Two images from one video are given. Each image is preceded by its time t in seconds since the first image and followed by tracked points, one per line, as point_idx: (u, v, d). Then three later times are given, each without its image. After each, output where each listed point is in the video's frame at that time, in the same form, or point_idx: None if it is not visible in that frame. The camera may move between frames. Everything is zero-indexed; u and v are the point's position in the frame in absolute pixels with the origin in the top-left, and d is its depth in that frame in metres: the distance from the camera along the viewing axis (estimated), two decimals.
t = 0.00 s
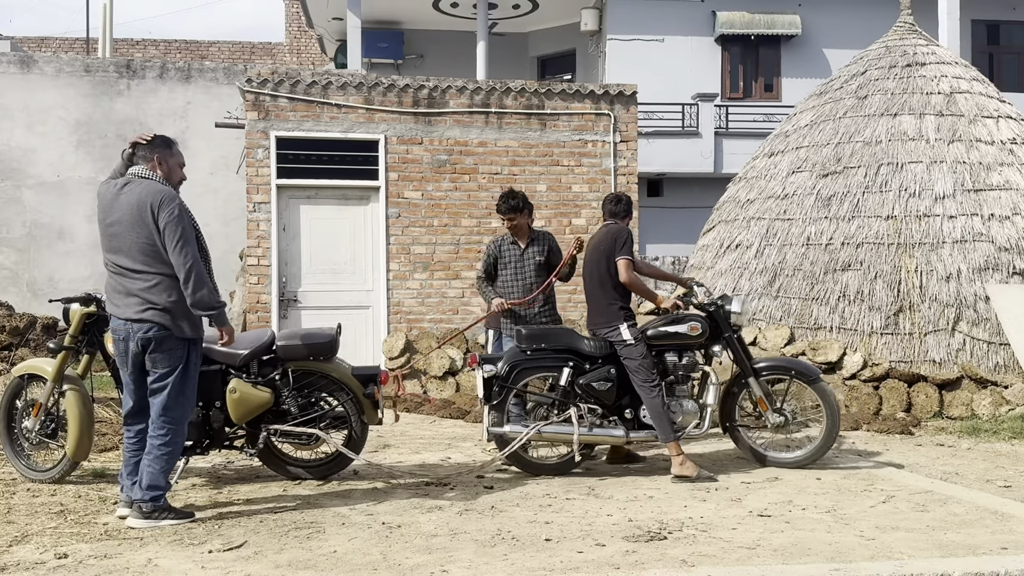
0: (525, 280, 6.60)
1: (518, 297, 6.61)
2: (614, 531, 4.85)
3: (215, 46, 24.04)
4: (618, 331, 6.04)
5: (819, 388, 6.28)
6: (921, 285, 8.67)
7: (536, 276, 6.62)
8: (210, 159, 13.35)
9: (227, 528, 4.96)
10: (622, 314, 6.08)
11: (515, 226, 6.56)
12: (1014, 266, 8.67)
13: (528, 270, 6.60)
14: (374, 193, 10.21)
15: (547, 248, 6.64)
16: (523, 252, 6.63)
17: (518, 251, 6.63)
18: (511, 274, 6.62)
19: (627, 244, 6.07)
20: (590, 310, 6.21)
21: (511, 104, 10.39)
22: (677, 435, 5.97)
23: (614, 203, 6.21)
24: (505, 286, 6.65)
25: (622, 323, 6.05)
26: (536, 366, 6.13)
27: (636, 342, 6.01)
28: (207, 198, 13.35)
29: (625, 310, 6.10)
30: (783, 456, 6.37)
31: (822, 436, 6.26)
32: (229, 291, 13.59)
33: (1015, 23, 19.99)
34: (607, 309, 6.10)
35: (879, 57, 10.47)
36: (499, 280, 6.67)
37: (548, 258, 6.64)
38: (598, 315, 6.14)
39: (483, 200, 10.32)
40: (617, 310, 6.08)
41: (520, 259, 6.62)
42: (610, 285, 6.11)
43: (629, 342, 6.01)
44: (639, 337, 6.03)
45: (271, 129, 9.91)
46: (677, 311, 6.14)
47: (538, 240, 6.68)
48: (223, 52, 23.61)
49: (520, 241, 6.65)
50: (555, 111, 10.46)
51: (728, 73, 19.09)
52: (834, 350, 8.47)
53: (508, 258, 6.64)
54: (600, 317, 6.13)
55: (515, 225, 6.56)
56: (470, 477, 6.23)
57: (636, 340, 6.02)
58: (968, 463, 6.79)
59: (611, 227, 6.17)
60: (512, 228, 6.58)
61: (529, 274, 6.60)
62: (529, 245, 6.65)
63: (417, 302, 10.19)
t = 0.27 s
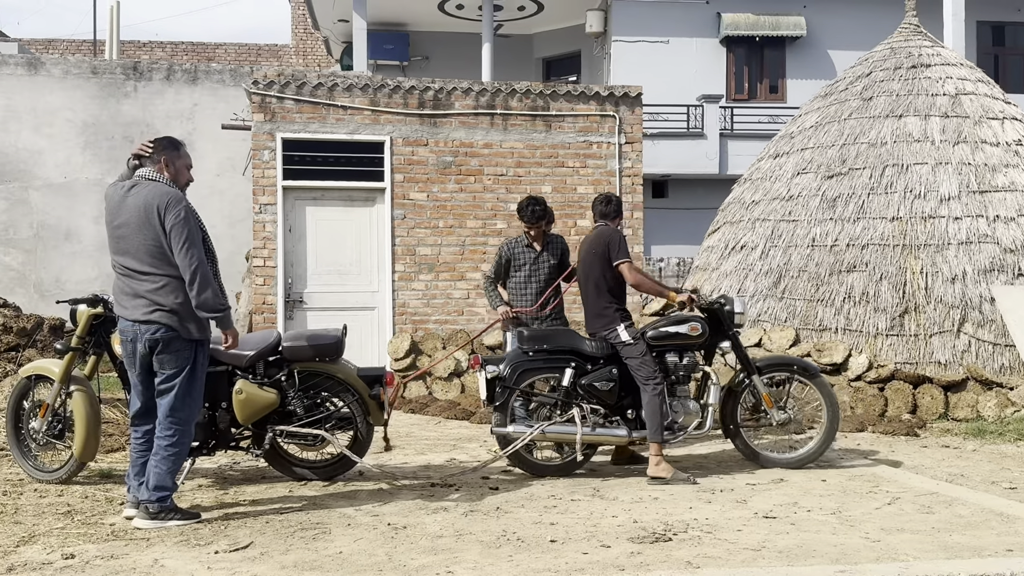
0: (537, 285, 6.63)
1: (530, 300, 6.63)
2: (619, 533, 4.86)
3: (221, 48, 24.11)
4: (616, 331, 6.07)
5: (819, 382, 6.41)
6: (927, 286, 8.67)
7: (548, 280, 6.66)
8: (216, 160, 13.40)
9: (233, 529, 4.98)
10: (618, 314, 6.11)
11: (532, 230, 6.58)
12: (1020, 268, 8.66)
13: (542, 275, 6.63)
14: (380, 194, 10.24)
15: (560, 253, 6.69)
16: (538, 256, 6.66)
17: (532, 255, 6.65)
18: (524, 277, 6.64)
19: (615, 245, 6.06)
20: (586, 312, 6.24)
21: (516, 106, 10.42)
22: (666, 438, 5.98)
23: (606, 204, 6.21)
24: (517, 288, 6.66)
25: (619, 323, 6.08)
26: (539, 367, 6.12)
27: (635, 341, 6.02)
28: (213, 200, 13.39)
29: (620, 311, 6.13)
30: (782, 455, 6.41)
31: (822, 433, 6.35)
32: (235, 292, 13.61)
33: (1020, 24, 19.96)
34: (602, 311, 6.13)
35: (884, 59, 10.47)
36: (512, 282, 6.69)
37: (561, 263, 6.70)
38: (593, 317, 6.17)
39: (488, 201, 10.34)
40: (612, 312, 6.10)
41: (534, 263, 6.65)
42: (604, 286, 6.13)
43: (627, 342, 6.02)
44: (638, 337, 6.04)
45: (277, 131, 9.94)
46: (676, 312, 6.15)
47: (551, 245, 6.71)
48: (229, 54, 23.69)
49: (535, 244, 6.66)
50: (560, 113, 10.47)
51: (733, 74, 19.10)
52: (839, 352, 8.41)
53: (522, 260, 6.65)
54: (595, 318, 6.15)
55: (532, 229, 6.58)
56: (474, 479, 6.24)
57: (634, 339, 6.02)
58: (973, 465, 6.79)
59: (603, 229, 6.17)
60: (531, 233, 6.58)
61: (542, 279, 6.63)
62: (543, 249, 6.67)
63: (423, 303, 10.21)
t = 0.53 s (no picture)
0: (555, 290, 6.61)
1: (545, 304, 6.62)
2: (622, 535, 4.87)
3: (226, 51, 24.17)
4: (622, 333, 6.07)
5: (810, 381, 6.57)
6: (930, 288, 8.67)
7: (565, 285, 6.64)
8: (221, 162, 13.43)
9: (238, 529, 5.00)
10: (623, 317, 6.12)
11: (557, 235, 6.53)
12: None
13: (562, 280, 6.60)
14: (384, 196, 10.26)
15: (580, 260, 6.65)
16: (558, 260, 6.60)
17: (554, 260, 6.58)
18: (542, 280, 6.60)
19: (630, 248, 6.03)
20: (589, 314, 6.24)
21: (520, 108, 10.43)
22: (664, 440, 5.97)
23: (603, 206, 6.23)
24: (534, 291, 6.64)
25: (624, 326, 6.08)
26: (545, 368, 6.08)
27: (640, 343, 6.02)
28: (217, 201, 13.42)
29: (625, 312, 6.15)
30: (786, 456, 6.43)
31: (816, 431, 6.50)
32: (240, 293, 13.64)
33: None
34: (605, 312, 6.14)
35: (888, 61, 10.47)
36: (529, 284, 6.65)
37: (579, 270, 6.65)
38: (598, 319, 6.17)
39: (492, 203, 10.36)
40: (617, 315, 6.12)
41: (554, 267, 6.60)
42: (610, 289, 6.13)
43: (633, 344, 6.02)
44: (643, 339, 6.05)
45: (281, 133, 9.98)
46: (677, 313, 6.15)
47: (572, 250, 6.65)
48: (234, 56, 23.76)
49: (557, 249, 6.62)
50: (563, 115, 10.48)
51: (737, 76, 19.10)
52: (842, 354, 8.49)
53: (542, 264, 6.60)
54: (599, 321, 6.16)
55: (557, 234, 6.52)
56: (478, 480, 6.25)
57: (639, 341, 6.03)
58: (977, 466, 6.79)
59: (602, 230, 6.17)
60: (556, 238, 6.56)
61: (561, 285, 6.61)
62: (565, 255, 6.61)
63: (426, 305, 10.23)
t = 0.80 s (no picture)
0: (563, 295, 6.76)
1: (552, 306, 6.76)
2: (625, 537, 4.86)
3: (229, 52, 24.22)
4: (621, 335, 6.05)
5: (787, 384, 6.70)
6: (933, 290, 8.66)
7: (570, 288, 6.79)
8: (224, 163, 13.44)
9: (240, 531, 4.99)
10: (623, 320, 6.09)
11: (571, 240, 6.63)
12: None
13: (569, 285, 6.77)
14: (386, 197, 10.26)
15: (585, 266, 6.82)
16: (567, 263, 6.75)
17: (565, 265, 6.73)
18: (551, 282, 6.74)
19: (637, 250, 6.00)
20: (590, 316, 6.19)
21: (522, 109, 10.43)
22: (665, 443, 5.95)
23: (605, 210, 6.25)
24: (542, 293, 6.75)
25: (625, 327, 6.05)
26: (544, 370, 6.07)
27: (638, 346, 5.99)
28: (220, 203, 13.44)
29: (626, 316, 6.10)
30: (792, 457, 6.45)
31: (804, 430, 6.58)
32: (242, 295, 13.64)
33: None
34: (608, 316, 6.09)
35: (891, 62, 10.47)
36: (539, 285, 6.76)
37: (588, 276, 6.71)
38: (600, 322, 6.13)
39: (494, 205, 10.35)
40: (618, 319, 6.09)
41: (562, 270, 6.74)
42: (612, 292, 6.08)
43: (631, 346, 5.99)
44: (641, 341, 6.03)
45: (284, 134, 9.97)
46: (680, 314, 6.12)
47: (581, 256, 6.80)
48: (236, 58, 23.80)
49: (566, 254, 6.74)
50: (566, 116, 10.49)
51: (739, 77, 19.10)
52: (846, 356, 8.42)
53: (552, 266, 6.73)
54: (601, 323, 6.12)
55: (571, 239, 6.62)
56: (480, 481, 6.25)
57: (638, 343, 6.00)
58: (980, 469, 6.78)
59: (605, 233, 6.13)
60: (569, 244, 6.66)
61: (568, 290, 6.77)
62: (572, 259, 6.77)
63: (429, 306, 10.22)
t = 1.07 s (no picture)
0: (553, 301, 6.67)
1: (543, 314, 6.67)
2: (626, 538, 4.85)
3: (230, 53, 24.23)
4: (613, 337, 6.02)
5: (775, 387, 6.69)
6: (934, 291, 8.66)
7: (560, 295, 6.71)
8: (225, 165, 13.45)
9: (241, 532, 5.00)
10: (617, 322, 6.05)
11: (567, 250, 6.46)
12: None
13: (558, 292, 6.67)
14: (387, 198, 10.26)
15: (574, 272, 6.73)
16: (558, 271, 6.64)
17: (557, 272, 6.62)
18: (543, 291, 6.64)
19: (636, 251, 6.04)
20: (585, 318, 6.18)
21: (523, 110, 10.43)
22: (661, 446, 5.95)
23: (602, 212, 6.28)
24: (532, 301, 6.64)
25: (619, 330, 6.02)
26: (535, 372, 6.09)
27: (631, 348, 5.99)
28: (221, 204, 13.44)
29: (620, 318, 6.07)
30: (787, 459, 6.41)
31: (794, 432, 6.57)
32: (243, 296, 13.65)
33: None
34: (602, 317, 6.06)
35: (892, 64, 10.46)
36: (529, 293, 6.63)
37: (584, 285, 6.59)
38: (594, 323, 6.10)
39: (495, 206, 10.36)
40: (611, 320, 6.05)
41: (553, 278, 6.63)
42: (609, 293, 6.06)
43: (625, 349, 5.98)
44: (634, 344, 6.02)
45: (285, 136, 9.97)
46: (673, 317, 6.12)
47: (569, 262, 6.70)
48: (237, 59, 23.81)
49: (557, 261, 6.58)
50: (567, 118, 10.49)
51: (740, 78, 19.11)
52: (847, 357, 8.40)
53: (544, 275, 6.60)
54: (596, 325, 6.09)
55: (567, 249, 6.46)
56: (481, 483, 6.25)
57: (631, 345, 6.00)
58: (981, 470, 6.78)
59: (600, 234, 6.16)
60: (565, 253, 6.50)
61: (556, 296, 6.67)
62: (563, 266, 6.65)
63: (430, 308, 10.22)
